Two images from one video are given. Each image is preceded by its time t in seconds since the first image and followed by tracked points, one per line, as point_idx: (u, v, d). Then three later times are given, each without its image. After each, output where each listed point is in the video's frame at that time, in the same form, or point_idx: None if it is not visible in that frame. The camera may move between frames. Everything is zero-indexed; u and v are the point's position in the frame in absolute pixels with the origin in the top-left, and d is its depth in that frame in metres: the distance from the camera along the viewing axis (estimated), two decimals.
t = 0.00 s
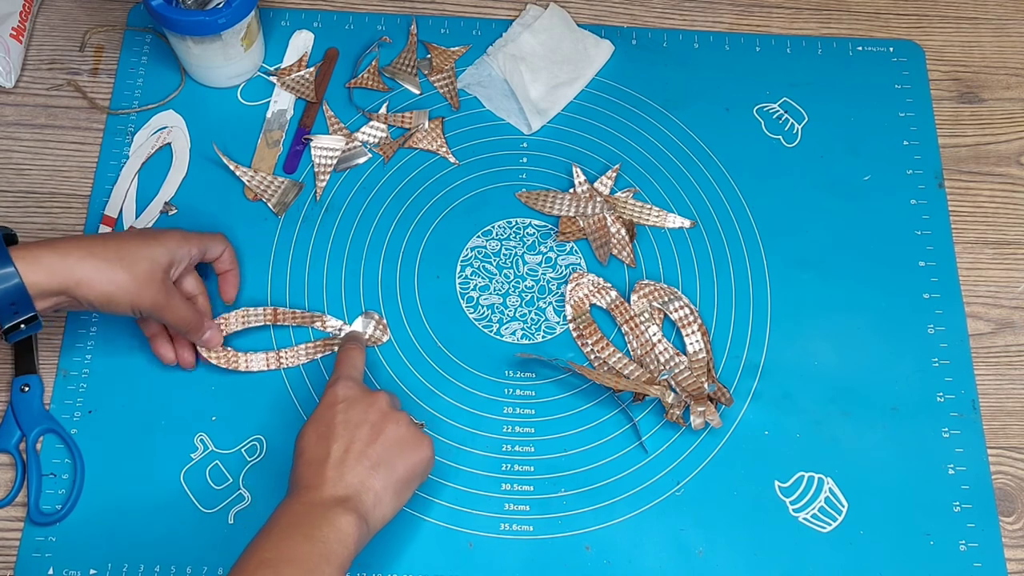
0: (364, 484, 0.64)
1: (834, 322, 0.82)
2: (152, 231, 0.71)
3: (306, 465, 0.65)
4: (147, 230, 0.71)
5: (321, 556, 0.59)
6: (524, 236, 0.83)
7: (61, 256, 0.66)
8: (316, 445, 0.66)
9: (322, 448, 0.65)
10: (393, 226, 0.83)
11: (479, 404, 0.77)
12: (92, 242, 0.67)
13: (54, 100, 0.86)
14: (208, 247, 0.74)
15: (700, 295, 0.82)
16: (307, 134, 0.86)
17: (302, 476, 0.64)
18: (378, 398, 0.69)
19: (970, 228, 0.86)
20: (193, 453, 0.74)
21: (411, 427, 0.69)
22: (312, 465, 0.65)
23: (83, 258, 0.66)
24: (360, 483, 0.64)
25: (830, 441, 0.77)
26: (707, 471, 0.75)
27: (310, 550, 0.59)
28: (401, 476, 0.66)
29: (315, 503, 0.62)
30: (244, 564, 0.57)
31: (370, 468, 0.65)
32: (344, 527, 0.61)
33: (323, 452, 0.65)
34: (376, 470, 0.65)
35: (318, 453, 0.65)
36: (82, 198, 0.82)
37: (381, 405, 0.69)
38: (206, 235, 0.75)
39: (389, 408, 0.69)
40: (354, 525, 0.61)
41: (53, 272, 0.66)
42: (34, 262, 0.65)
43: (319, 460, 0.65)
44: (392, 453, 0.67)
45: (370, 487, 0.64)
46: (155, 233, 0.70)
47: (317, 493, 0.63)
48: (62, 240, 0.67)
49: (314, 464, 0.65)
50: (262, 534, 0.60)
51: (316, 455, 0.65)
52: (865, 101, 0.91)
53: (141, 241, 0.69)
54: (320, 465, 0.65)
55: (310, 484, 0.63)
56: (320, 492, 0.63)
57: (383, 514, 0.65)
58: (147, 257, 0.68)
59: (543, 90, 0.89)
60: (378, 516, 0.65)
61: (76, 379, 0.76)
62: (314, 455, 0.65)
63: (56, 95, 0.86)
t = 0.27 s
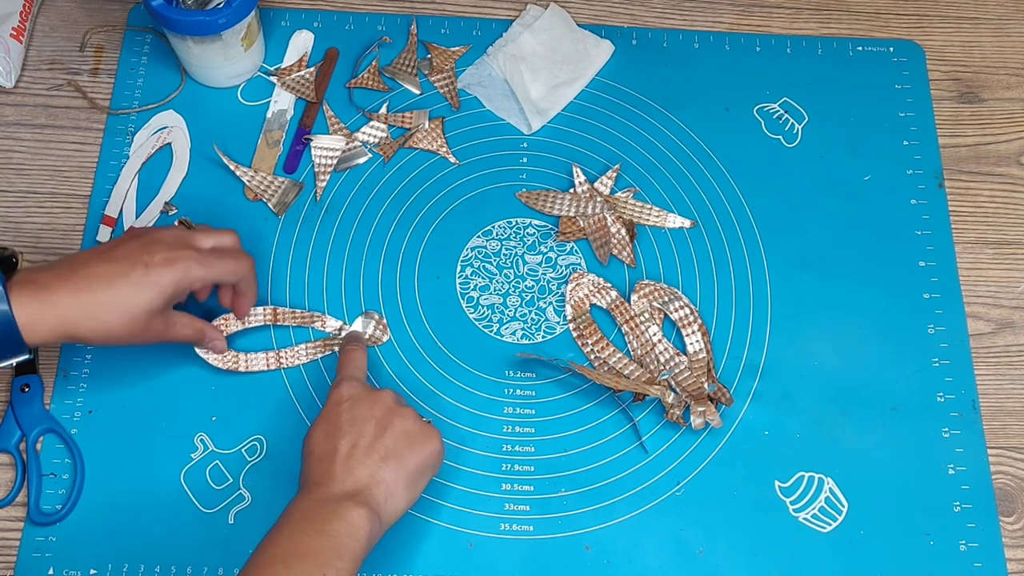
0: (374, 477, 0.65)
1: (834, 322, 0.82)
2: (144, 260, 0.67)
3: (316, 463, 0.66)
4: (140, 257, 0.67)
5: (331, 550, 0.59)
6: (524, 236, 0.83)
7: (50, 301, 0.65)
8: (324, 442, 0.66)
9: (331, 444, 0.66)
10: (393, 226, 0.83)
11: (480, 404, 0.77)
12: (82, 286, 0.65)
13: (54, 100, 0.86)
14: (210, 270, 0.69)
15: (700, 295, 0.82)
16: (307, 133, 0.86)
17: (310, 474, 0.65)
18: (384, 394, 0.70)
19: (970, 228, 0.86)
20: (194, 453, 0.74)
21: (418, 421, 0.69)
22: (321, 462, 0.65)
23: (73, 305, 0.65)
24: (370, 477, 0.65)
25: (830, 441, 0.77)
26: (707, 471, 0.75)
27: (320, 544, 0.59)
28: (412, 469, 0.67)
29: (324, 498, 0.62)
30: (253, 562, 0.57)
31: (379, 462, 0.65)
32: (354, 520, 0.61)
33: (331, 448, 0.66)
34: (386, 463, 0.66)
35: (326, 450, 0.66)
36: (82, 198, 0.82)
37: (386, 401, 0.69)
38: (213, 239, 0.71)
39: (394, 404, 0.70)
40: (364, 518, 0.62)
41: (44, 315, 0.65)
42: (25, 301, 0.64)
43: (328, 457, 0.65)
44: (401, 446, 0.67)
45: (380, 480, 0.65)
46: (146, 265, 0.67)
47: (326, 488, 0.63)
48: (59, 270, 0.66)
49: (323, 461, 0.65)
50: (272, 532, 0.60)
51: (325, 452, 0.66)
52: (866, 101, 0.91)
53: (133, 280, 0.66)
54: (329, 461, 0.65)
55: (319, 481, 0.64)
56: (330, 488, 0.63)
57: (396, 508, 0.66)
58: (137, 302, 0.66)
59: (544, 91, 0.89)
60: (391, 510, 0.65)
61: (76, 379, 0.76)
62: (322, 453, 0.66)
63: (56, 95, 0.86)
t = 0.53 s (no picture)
0: (378, 477, 0.65)
1: (834, 322, 0.82)
2: (146, 321, 0.68)
3: (319, 462, 0.66)
4: (142, 316, 0.68)
5: (334, 550, 0.60)
6: (524, 236, 0.83)
7: (51, 346, 0.67)
8: (327, 441, 0.67)
9: (334, 444, 0.66)
10: (393, 227, 0.83)
11: (480, 404, 0.77)
12: (83, 342, 0.67)
13: (54, 100, 0.86)
14: (212, 329, 0.71)
15: (700, 295, 0.82)
16: (308, 134, 0.86)
17: (314, 473, 0.65)
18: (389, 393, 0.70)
19: (970, 228, 0.86)
20: (194, 453, 0.74)
21: (422, 421, 0.69)
22: (324, 461, 0.66)
23: (74, 355, 0.67)
24: (373, 477, 0.65)
25: (831, 441, 0.77)
26: (707, 471, 0.75)
27: (322, 543, 0.60)
28: (415, 469, 0.67)
29: (328, 497, 0.63)
30: (256, 561, 0.58)
31: (383, 462, 0.66)
32: (356, 519, 0.62)
33: (334, 447, 0.66)
34: (389, 463, 0.66)
35: (330, 449, 0.66)
36: (82, 199, 0.82)
37: (391, 400, 0.69)
38: (218, 276, 0.72)
39: (399, 404, 0.70)
40: (367, 518, 0.62)
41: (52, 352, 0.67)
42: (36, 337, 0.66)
43: (331, 456, 0.66)
44: (405, 446, 0.67)
45: (383, 480, 0.65)
46: (147, 328, 0.68)
47: (329, 488, 0.64)
48: (63, 308, 0.67)
49: (327, 460, 0.66)
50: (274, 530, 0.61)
51: (328, 451, 0.66)
52: (866, 101, 0.91)
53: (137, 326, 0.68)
54: (332, 460, 0.65)
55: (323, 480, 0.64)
56: (333, 487, 0.64)
57: (399, 507, 0.66)
58: (135, 359, 0.69)
59: (544, 91, 0.89)
60: (394, 509, 0.66)
61: (76, 379, 0.76)
62: (326, 452, 0.66)
63: (56, 96, 0.86)
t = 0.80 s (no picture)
0: (354, 489, 0.65)
1: (834, 322, 0.82)
2: (147, 351, 0.69)
3: (294, 475, 0.66)
4: (143, 346, 0.69)
5: (316, 565, 0.60)
6: (524, 236, 0.83)
7: (51, 377, 0.68)
8: (301, 454, 0.67)
9: (308, 457, 0.66)
10: (393, 227, 0.83)
11: (480, 404, 0.77)
12: (83, 373, 0.68)
13: (54, 100, 0.86)
14: (212, 357, 0.72)
15: (700, 295, 0.82)
16: (308, 133, 0.86)
17: (290, 487, 0.66)
18: (359, 401, 0.70)
19: (970, 228, 0.86)
20: (194, 453, 0.74)
21: (395, 427, 0.69)
22: (299, 474, 0.66)
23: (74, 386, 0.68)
24: (349, 490, 0.65)
25: (831, 442, 0.77)
26: (707, 471, 0.75)
27: (304, 557, 0.60)
28: (390, 478, 0.67)
29: (305, 512, 0.63)
30: None
31: (357, 473, 0.66)
32: (334, 534, 0.62)
33: (308, 462, 0.66)
34: (364, 474, 0.66)
35: (303, 462, 0.66)
36: (82, 199, 0.82)
37: (362, 408, 0.69)
38: (218, 301, 0.72)
39: (371, 411, 0.70)
40: (345, 531, 0.63)
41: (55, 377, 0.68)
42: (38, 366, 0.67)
43: (307, 469, 0.66)
44: (380, 455, 0.67)
45: (359, 492, 0.65)
46: (148, 358, 0.69)
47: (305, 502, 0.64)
48: (64, 339, 0.67)
49: (302, 474, 0.66)
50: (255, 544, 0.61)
51: (302, 465, 0.66)
52: (866, 102, 0.91)
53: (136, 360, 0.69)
54: (307, 473, 0.66)
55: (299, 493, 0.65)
56: (310, 501, 0.64)
57: (376, 517, 0.66)
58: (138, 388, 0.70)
59: (544, 91, 0.89)
60: (371, 519, 0.66)
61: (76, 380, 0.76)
62: (300, 466, 0.66)
63: (56, 95, 0.86)
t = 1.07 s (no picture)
0: (358, 492, 0.66)
1: (834, 322, 0.82)
2: (172, 363, 0.70)
3: (298, 481, 0.67)
4: (168, 358, 0.70)
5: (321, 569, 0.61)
6: (524, 236, 0.83)
7: (75, 392, 0.68)
8: (305, 459, 0.67)
9: (313, 462, 0.67)
10: (393, 227, 0.83)
11: (480, 404, 0.77)
12: (109, 386, 0.68)
13: (54, 100, 0.86)
14: (233, 366, 0.73)
15: (700, 295, 0.82)
16: (308, 134, 0.86)
17: (294, 493, 0.66)
18: (362, 405, 0.70)
19: (970, 228, 0.86)
20: (194, 453, 0.74)
21: (399, 429, 0.69)
22: (304, 480, 0.66)
23: (99, 401, 0.69)
24: (354, 494, 0.66)
25: (831, 442, 0.77)
26: (707, 471, 0.75)
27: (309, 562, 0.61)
28: (395, 482, 0.67)
29: (311, 517, 0.64)
30: None
31: (361, 478, 0.66)
32: (339, 539, 0.63)
33: (313, 467, 0.67)
34: (368, 478, 0.67)
35: (308, 467, 0.67)
36: (82, 199, 0.82)
37: (365, 413, 0.70)
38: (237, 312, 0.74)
39: (374, 416, 0.70)
40: (350, 536, 0.63)
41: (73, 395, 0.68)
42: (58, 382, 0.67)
43: (312, 474, 0.66)
44: (384, 459, 0.68)
45: (364, 497, 0.66)
46: (173, 370, 0.70)
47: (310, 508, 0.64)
48: (88, 353, 0.68)
49: (306, 479, 0.66)
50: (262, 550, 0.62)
51: (307, 470, 0.67)
52: (866, 102, 0.91)
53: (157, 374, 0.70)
54: (312, 479, 0.66)
55: (303, 499, 0.65)
56: (314, 506, 0.65)
57: (382, 520, 0.66)
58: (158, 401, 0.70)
59: (544, 91, 0.89)
60: (377, 523, 0.66)
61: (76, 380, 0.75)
62: (305, 471, 0.67)
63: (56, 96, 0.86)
